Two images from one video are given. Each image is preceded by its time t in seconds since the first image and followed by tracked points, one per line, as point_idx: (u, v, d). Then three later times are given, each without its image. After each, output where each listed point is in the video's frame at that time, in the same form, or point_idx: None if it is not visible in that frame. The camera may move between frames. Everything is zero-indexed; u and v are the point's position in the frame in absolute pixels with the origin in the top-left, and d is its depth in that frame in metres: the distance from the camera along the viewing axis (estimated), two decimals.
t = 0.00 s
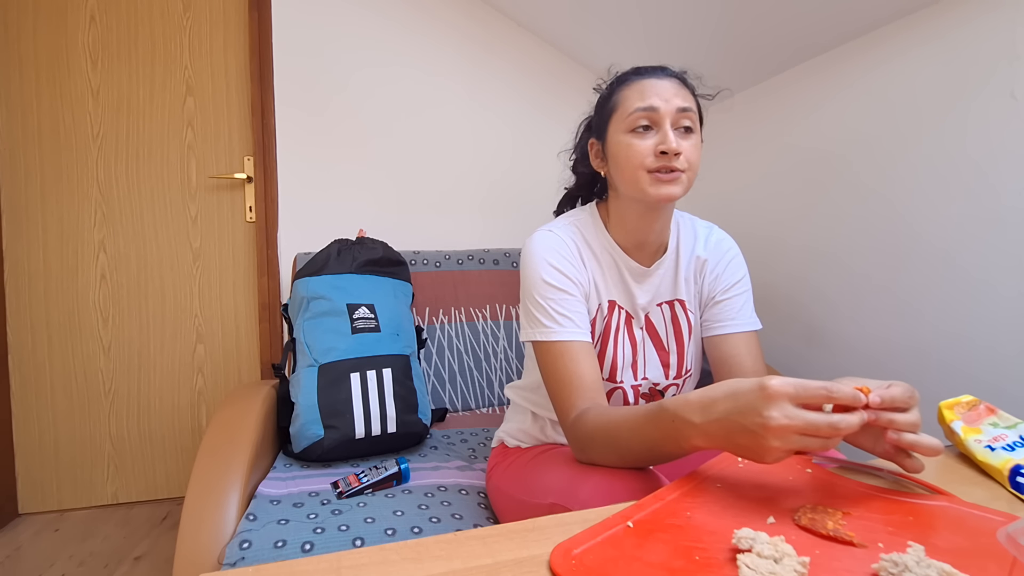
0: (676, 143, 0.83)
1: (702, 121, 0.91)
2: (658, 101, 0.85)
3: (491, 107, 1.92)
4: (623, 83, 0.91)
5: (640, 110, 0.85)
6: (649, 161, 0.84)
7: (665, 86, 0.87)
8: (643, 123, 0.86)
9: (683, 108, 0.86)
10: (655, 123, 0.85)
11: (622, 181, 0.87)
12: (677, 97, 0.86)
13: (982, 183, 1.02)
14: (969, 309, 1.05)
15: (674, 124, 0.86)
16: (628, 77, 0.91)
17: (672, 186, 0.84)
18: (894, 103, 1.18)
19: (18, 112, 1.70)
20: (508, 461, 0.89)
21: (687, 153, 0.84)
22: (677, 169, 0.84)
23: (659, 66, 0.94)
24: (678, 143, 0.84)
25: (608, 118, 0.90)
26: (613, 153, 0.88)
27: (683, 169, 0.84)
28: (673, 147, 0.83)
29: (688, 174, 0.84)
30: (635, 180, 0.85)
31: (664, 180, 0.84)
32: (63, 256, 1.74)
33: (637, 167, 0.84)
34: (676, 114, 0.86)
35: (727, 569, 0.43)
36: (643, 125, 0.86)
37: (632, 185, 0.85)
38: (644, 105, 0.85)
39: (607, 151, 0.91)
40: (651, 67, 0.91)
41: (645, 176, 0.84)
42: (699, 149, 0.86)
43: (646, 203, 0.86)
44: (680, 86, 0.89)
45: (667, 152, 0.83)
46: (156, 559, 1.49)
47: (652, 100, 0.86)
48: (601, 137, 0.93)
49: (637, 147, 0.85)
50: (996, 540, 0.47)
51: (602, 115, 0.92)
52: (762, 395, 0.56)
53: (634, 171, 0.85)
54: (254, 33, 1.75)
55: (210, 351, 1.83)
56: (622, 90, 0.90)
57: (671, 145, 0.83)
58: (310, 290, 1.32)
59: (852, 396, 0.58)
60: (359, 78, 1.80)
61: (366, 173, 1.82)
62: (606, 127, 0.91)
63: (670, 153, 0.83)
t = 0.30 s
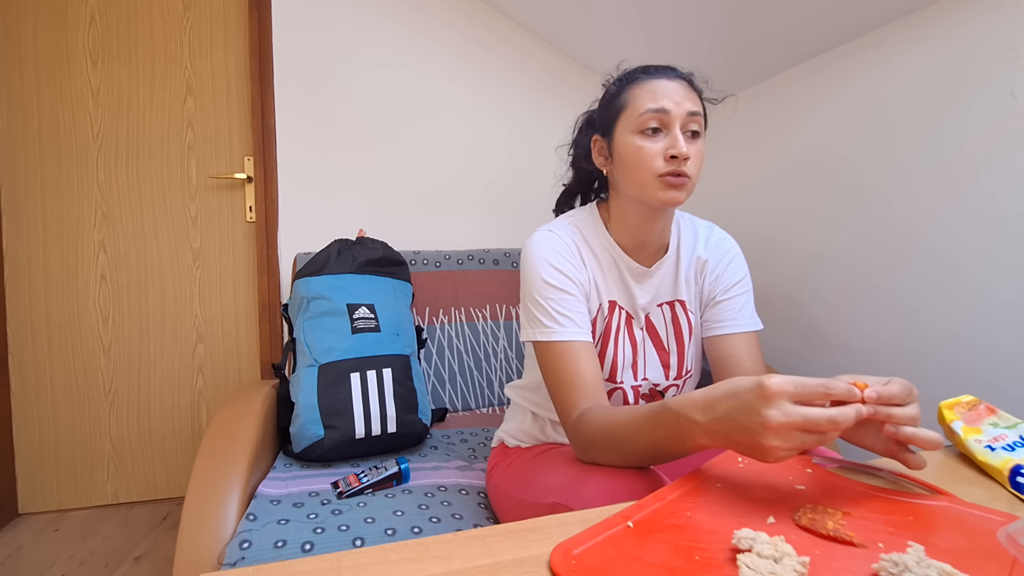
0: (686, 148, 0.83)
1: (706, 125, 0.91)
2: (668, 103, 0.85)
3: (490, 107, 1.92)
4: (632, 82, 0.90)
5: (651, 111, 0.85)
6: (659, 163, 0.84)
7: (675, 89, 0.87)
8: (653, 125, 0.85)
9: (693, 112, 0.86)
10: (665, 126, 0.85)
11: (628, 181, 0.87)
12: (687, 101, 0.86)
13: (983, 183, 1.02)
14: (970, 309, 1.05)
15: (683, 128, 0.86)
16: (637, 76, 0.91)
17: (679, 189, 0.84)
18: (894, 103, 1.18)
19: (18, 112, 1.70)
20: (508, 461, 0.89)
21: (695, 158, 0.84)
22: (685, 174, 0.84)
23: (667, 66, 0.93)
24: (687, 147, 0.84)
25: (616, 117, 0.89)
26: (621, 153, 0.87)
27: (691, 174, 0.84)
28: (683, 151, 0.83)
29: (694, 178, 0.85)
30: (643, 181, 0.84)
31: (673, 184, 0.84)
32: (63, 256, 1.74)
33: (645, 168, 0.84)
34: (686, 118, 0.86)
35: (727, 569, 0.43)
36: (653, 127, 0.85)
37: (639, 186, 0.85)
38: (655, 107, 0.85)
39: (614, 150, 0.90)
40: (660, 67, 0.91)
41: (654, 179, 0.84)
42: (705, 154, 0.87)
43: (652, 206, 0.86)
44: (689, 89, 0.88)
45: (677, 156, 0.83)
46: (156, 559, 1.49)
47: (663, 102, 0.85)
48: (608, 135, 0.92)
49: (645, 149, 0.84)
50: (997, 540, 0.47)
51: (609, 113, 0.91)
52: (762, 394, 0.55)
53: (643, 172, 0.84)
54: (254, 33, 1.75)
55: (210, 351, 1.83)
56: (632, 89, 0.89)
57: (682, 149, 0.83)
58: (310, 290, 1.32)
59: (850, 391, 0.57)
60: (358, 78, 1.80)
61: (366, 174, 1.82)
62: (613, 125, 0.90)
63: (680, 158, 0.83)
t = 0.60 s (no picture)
0: (693, 153, 0.83)
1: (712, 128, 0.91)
2: (678, 106, 0.85)
3: (490, 107, 1.92)
4: (640, 83, 0.90)
5: (660, 114, 0.85)
6: (665, 167, 0.83)
7: (684, 92, 0.87)
8: (661, 128, 0.85)
9: (701, 117, 0.86)
10: (673, 129, 0.85)
11: (633, 182, 0.87)
12: (695, 105, 0.86)
13: (984, 183, 1.02)
14: (971, 309, 1.05)
15: (690, 132, 0.86)
16: (646, 76, 0.90)
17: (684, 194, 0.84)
18: (895, 102, 1.18)
19: (18, 112, 1.70)
20: (509, 461, 0.89)
21: (701, 163, 0.84)
22: (690, 178, 0.84)
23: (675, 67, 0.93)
24: (694, 152, 0.84)
25: (624, 117, 0.89)
26: (627, 154, 0.87)
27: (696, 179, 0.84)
28: (690, 157, 0.83)
29: (700, 183, 0.85)
30: (648, 184, 0.84)
31: (678, 188, 0.84)
32: (63, 256, 1.74)
33: (651, 172, 0.84)
34: (694, 123, 0.85)
35: (727, 569, 0.43)
36: (661, 130, 0.85)
37: (644, 188, 0.85)
38: (664, 110, 0.85)
39: (620, 150, 0.90)
40: (668, 69, 0.90)
41: (659, 182, 0.84)
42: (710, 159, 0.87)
43: (655, 208, 0.86)
44: (696, 91, 0.88)
45: (684, 161, 0.83)
46: (156, 559, 1.49)
47: (672, 105, 0.85)
48: (614, 134, 0.91)
49: (653, 152, 0.84)
50: (997, 540, 0.47)
51: (616, 112, 0.91)
52: (736, 378, 0.55)
53: (649, 175, 0.84)
54: (254, 33, 1.75)
55: (210, 351, 1.83)
56: (640, 89, 0.89)
57: (688, 154, 0.83)
58: (310, 290, 1.32)
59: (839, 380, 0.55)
60: (358, 78, 1.80)
61: (366, 173, 1.82)
62: (620, 125, 0.90)
63: (686, 163, 0.83)
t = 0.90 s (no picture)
0: (695, 154, 0.83)
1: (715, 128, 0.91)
2: (680, 107, 0.85)
3: (491, 107, 1.92)
4: (643, 84, 0.89)
5: (662, 115, 0.84)
6: (667, 169, 0.83)
7: (687, 93, 0.86)
8: (663, 129, 0.85)
9: (704, 118, 0.85)
10: (675, 130, 0.85)
11: (635, 183, 0.86)
12: (698, 105, 0.86)
13: (985, 183, 1.02)
14: (973, 309, 1.05)
15: (693, 133, 0.85)
16: (649, 77, 0.90)
17: (687, 195, 0.84)
18: (896, 102, 1.18)
19: (18, 112, 1.70)
20: (510, 460, 0.89)
21: (703, 164, 0.84)
22: (692, 180, 0.84)
23: (678, 66, 0.92)
24: (697, 153, 0.83)
25: (626, 118, 0.89)
26: (629, 155, 0.87)
27: (698, 180, 0.84)
28: (692, 158, 0.82)
29: (703, 185, 0.84)
30: (650, 185, 0.84)
31: (680, 189, 0.84)
32: (63, 256, 1.74)
33: (654, 173, 0.84)
34: (696, 124, 0.85)
35: (727, 568, 0.43)
36: (663, 131, 0.85)
37: (647, 190, 0.85)
38: (667, 111, 0.84)
39: (622, 151, 0.90)
40: (671, 70, 0.90)
41: (661, 183, 0.84)
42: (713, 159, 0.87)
43: (657, 210, 0.86)
44: (699, 92, 0.88)
45: (686, 162, 0.83)
46: (156, 560, 1.49)
47: (674, 106, 0.85)
48: (616, 135, 0.91)
49: (655, 153, 0.84)
50: (997, 540, 0.47)
51: (619, 114, 0.91)
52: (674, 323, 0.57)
53: (651, 176, 0.84)
54: (254, 33, 1.75)
55: (210, 351, 1.83)
56: (643, 90, 0.88)
57: (691, 155, 0.82)
58: (310, 290, 1.32)
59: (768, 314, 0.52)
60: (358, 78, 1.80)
61: (366, 174, 1.82)
62: (622, 126, 0.90)
63: (688, 164, 0.83)
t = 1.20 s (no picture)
0: (695, 155, 0.83)
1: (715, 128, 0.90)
2: (679, 109, 0.84)
3: (491, 107, 1.92)
4: (642, 85, 0.89)
5: (661, 117, 0.84)
6: (667, 170, 0.83)
7: (685, 94, 0.86)
8: (662, 131, 0.85)
9: (703, 118, 0.85)
10: (674, 132, 0.85)
11: (635, 186, 0.86)
12: (698, 106, 0.86)
13: (985, 183, 1.02)
14: (975, 309, 1.05)
15: (692, 134, 0.85)
16: (648, 79, 0.90)
17: (687, 196, 0.84)
18: (896, 102, 1.18)
19: (18, 112, 1.70)
20: (510, 460, 0.90)
21: (703, 165, 0.84)
22: (692, 181, 0.83)
23: (677, 68, 0.92)
24: (696, 154, 0.83)
25: (625, 120, 0.89)
26: (629, 157, 0.87)
27: (698, 181, 0.83)
28: (692, 159, 0.82)
29: (703, 186, 0.84)
30: (649, 187, 0.84)
31: (680, 191, 0.83)
32: (63, 256, 1.74)
33: (653, 175, 0.84)
34: (695, 124, 0.85)
35: (727, 568, 0.43)
36: (663, 133, 0.85)
37: (646, 192, 0.85)
38: (666, 112, 0.84)
39: (621, 154, 0.90)
40: (670, 71, 0.90)
41: (661, 185, 0.83)
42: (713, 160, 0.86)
43: (658, 211, 0.85)
44: (699, 93, 0.88)
45: (686, 163, 0.82)
46: (156, 559, 1.49)
47: (673, 108, 0.84)
48: (615, 137, 0.91)
49: (654, 155, 0.84)
50: (998, 539, 0.47)
51: (618, 115, 0.91)
52: (659, 301, 0.59)
53: (650, 178, 0.84)
54: (254, 33, 1.75)
55: (210, 351, 1.83)
56: (641, 92, 0.88)
57: (691, 156, 0.82)
58: (310, 290, 1.32)
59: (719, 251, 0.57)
60: (358, 77, 1.80)
61: (366, 174, 1.82)
62: (621, 128, 0.90)
63: (688, 165, 0.82)
